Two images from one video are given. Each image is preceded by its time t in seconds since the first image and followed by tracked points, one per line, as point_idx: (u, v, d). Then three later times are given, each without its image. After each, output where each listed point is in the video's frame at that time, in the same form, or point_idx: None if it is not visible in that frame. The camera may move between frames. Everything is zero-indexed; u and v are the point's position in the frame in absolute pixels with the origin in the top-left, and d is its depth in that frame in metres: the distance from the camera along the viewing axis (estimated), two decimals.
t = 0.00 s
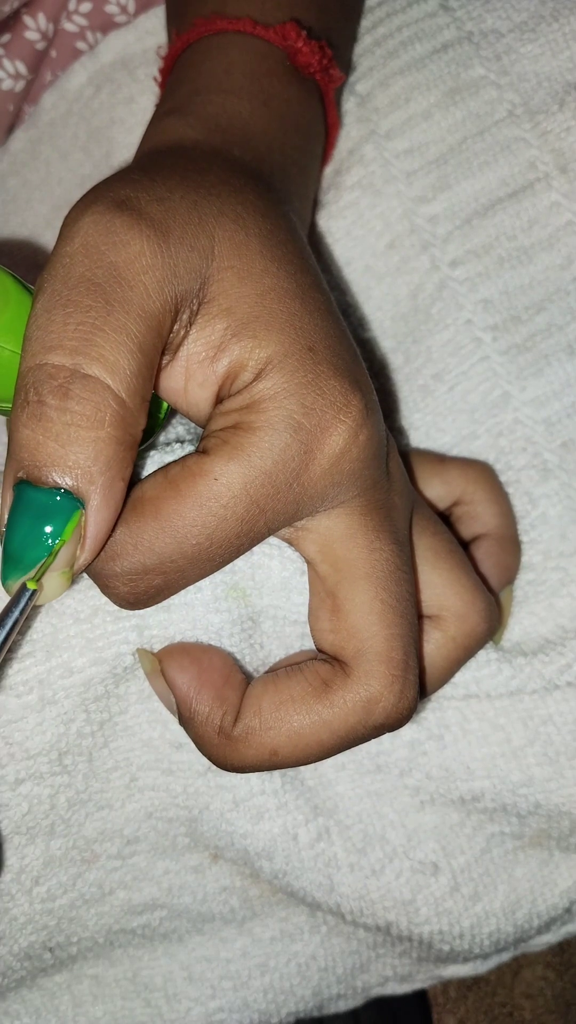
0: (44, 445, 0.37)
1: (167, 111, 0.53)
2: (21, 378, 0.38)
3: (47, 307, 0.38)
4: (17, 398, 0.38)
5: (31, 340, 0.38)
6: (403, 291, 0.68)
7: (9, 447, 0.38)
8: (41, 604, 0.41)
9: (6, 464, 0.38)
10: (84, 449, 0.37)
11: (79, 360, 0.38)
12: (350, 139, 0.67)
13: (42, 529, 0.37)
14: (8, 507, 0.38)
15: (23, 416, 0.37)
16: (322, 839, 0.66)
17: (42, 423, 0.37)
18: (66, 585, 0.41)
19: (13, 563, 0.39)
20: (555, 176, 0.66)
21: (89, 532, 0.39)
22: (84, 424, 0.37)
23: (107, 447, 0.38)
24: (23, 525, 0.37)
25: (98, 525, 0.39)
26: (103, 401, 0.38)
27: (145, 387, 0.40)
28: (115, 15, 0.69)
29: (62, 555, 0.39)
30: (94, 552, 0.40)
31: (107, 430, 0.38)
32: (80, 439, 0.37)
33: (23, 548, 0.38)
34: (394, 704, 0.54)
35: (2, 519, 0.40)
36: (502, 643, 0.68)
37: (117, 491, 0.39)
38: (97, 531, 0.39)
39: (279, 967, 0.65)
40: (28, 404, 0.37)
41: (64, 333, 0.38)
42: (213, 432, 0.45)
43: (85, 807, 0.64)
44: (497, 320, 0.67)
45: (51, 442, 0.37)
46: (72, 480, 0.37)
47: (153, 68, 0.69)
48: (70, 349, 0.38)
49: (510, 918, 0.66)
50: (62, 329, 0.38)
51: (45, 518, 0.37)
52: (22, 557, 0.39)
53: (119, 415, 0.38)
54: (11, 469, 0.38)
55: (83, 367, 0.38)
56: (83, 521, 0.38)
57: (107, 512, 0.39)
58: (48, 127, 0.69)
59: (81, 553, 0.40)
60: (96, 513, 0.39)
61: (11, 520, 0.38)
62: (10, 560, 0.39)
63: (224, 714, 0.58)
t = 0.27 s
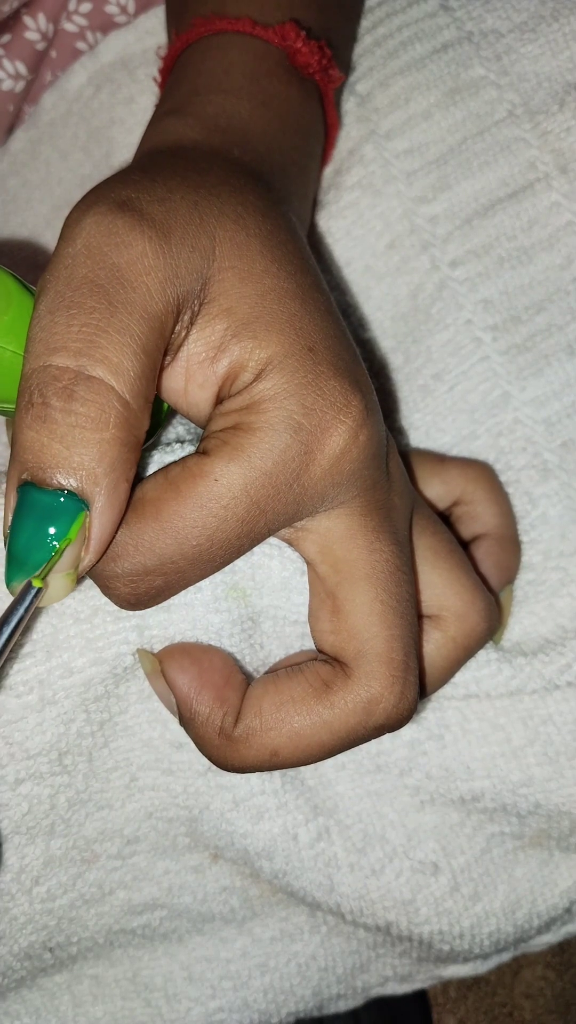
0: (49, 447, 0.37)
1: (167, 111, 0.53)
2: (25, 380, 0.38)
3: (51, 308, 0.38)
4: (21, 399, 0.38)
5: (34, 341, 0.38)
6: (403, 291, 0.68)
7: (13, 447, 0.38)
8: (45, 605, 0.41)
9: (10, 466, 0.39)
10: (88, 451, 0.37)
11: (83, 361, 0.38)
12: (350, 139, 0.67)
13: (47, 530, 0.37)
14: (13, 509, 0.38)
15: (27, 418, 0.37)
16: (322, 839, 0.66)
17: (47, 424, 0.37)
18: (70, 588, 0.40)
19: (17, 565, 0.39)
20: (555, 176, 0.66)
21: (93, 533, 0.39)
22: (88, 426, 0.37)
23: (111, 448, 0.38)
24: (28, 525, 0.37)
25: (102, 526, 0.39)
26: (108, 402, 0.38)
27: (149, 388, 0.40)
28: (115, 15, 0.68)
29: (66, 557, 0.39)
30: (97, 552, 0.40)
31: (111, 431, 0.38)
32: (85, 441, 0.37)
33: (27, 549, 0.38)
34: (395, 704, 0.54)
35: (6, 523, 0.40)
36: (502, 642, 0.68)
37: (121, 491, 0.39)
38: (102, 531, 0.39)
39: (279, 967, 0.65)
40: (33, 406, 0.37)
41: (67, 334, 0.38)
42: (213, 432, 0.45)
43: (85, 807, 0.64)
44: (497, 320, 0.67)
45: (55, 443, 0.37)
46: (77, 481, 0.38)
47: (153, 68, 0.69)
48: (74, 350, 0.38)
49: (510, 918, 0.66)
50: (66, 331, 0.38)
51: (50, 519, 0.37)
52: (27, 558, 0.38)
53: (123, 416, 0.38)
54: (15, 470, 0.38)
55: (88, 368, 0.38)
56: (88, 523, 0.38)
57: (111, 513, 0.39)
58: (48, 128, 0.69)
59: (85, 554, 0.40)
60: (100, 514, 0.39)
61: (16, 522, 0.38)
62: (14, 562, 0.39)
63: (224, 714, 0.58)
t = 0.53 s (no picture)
0: (51, 448, 0.37)
1: (167, 111, 0.53)
2: (27, 381, 0.38)
3: (53, 309, 0.38)
4: (23, 400, 0.38)
5: (37, 341, 0.38)
6: (403, 291, 0.68)
7: (15, 448, 0.38)
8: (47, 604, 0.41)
9: (12, 467, 0.38)
10: (91, 451, 0.37)
11: (86, 362, 0.38)
12: (351, 139, 0.67)
13: (49, 530, 0.37)
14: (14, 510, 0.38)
15: (30, 419, 0.37)
16: (322, 839, 0.66)
17: (50, 426, 0.37)
18: (73, 588, 0.41)
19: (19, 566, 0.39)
20: (555, 176, 0.66)
21: (96, 533, 0.39)
22: (91, 427, 0.37)
23: (114, 449, 0.38)
24: (31, 527, 0.37)
25: (105, 527, 0.39)
26: (110, 403, 0.38)
27: (151, 389, 0.40)
28: (115, 15, 0.68)
29: (69, 557, 0.39)
30: (100, 553, 0.40)
31: (114, 432, 0.38)
32: (87, 442, 0.37)
33: (30, 549, 0.38)
34: (395, 704, 0.54)
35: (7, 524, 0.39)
36: (502, 642, 0.68)
37: (123, 491, 0.39)
38: (104, 532, 0.39)
39: (279, 967, 0.65)
40: (35, 407, 0.37)
41: (70, 335, 0.38)
42: (213, 432, 0.45)
43: (85, 807, 0.64)
44: (497, 320, 0.67)
45: (58, 444, 0.37)
46: (79, 482, 0.37)
47: (154, 68, 0.69)
48: (77, 351, 0.38)
49: (510, 918, 0.66)
50: (68, 331, 0.38)
51: (52, 520, 0.37)
52: (30, 558, 0.39)
53: (126, 417, 0.38)
54: (17, 471, 0.38)
55: (90, 369, 0.38)
56: (90, 524, 0.38)
57: (113, 513, 0.39)
58: (48, 128, 0.69)
59: (88, 555, 0.40)
60: (103, 515, 0.39)
61: (18, 523, 0.38)
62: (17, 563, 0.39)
63: (224, 714, 0.58)
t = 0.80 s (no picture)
0: (55, 449, 0.37)
1: (166, 111, 0.53)
2: (30, 381, 0.38)
3: (56, 309, 0.38)
4: (26, 400, 0.38)
5: (40, 342, 0.38)
6: (403, 291, 0.68)
7: (18, 448, 0.38)
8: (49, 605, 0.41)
9: (14, 467, 0.38)
10: (95, 452, 0.37)
11: (89, 363, 0.38)
12: (350, 138, 0.67)
13: (53, 531, 0.37)
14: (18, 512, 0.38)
15: (33, 420, 0.37)
16: (322, 839, 0.66)
17: (53, 426, 0.37)
18: (76, 589, 0.40)
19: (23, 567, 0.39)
20: (555, 176, 0.66)
21: (100, 533, 0.39)
22: (95, 427, 0.37)
23: (117, 449, 0.38)
24: (34, 527, 0.37)
25: (109, 528, 0.39)
26: (114, 404, 0.38)
27: (154, 390, 0.40)
28: (114, 15, 0.68)
29: (73, 558, 0.39)
30: (104, 553, 0.40)
31: (117, 432, 0.38)
32: (91, 442, 0.37)
33: (34, 550, 0.38)
34: (395, 704, 0.54)
35: (11, 525, 0.39)
36: (502, 642, 0.68)
37: (127, 491, 0.39)
38: (108, 532, 0.39)
39: (279, 967, 0.65)
40: (39, 407, 0.37)
41: (73, 336, 0.38)
42: (214, 432, 0.45)
43: (85, 806, 0.64)
44: (496, 320, 0.67)
45: (62, 444, 0.37)
46: (83, 481, 0.37)
47: (153, 68, 0.69)
48: (80, 351, 0.37)
49: (510, 918, 0.66)
50: (71, 332, 0.38)
51: (56, 521, 0.37)
52: (33, 559, 0.38)
53: (129, 417, 0.38)
54: (20, 471, 0.38)
55: (93, 370, 0.38)
56: (94, 524, 0.38)
57: (117, 514, 0.39)
58: (48, 128, 0.69)
59: (92, 555, 0.40)
60: (106, 514, 0.39)
61: (23, 524, 0.38)
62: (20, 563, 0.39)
63: (225, 714, 0.58)
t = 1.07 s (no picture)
0: (56, 449, 0.37)
1: (166, 111, 0.53)
2: (32, 381, 0.38)
3: (58, 310, 0.38)
4: (28, 401, 0.38)
5: (41, 342, 0.38)
6: (403, 291, 0.68)
7: (20, 448, 0.38)
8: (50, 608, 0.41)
9: (16, 467, 0.38)
10: (97, 452, 0.37)
11: (91, 364, 0.38)
12: (350, 138, 0.67)
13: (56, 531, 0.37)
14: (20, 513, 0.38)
15: (35, 421, 0.37)
16: (322, 838, 0.66)
17: (55, 427, 0.37)
18: (78, 590, 0.40)
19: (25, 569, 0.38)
20: (555, 176, 0.66)
21: (102, 533, 0.39)
22: (96, 428, 0.37)
23: (119, 449, 0.38)
24: (36, 529, 0.37)
25: (110, 528, 0.39)
26: (115, 405, 0.38)
27: (155, 390, 0.40)
28: (114, 15, 0.69)
29: (75, 558, 0.39)
30: (106, 554, 0.40)
31: (119, 433, 0.38)
32: (92, 442, 0.37)
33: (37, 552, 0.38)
34: (395, 704, 0.54)
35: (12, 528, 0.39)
36: (502, 642, 0.68)
37: (128, 491, 0.39)
38: (110, 532, 0.39)
39: (279, 967, 0.65)
40: (41, 408, 0.37)
41: (75, 336, 0.38)
42: (214, 432, 0.45)
43: (85, 806, 0.64)
44: (496, 319, 0.67)
45: (64, 445, 0.37)
46: (84, 481, 0.37)
47: (153, 68, 0.69)
48: (82, 352, 0.38)
49: (510, 918, 0.66)
50: (73, 332, 0.38)
51: (58, 521, 0.37)
52: (35, 561, 0.38)
53: (131, 418, 0.38)
54: (22, 471, 0.38)
55: (95, 370, 0.38)
56: (96, 525, 0.38)
57: (118, 514, 0.39)
58: (48, 127, 0.69)
59: (94, 555, 0.40)
60: (108, 514, 0.39)
61: (25, 526, 0.38)
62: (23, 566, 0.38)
63: (225, 715, 0.58)
